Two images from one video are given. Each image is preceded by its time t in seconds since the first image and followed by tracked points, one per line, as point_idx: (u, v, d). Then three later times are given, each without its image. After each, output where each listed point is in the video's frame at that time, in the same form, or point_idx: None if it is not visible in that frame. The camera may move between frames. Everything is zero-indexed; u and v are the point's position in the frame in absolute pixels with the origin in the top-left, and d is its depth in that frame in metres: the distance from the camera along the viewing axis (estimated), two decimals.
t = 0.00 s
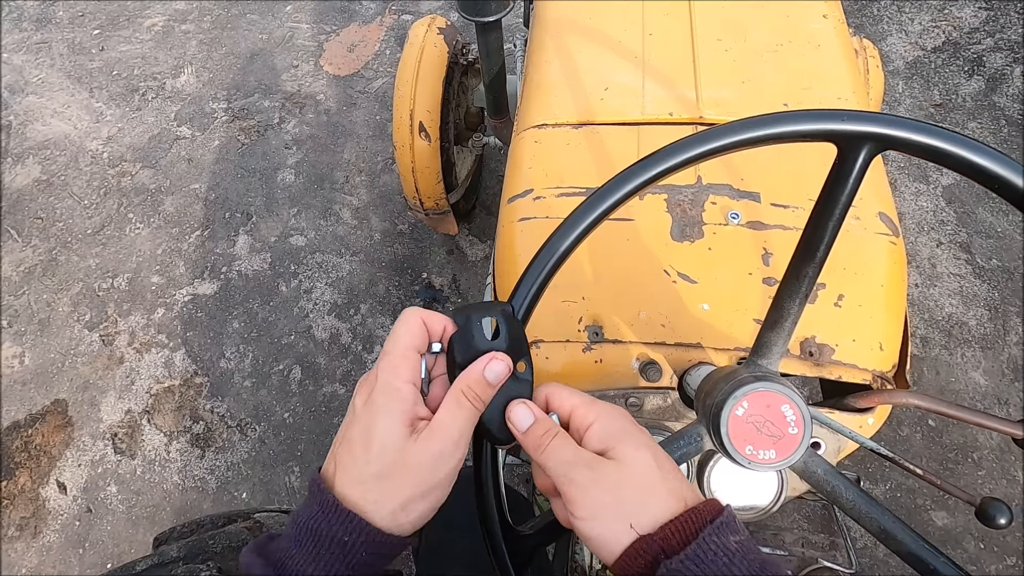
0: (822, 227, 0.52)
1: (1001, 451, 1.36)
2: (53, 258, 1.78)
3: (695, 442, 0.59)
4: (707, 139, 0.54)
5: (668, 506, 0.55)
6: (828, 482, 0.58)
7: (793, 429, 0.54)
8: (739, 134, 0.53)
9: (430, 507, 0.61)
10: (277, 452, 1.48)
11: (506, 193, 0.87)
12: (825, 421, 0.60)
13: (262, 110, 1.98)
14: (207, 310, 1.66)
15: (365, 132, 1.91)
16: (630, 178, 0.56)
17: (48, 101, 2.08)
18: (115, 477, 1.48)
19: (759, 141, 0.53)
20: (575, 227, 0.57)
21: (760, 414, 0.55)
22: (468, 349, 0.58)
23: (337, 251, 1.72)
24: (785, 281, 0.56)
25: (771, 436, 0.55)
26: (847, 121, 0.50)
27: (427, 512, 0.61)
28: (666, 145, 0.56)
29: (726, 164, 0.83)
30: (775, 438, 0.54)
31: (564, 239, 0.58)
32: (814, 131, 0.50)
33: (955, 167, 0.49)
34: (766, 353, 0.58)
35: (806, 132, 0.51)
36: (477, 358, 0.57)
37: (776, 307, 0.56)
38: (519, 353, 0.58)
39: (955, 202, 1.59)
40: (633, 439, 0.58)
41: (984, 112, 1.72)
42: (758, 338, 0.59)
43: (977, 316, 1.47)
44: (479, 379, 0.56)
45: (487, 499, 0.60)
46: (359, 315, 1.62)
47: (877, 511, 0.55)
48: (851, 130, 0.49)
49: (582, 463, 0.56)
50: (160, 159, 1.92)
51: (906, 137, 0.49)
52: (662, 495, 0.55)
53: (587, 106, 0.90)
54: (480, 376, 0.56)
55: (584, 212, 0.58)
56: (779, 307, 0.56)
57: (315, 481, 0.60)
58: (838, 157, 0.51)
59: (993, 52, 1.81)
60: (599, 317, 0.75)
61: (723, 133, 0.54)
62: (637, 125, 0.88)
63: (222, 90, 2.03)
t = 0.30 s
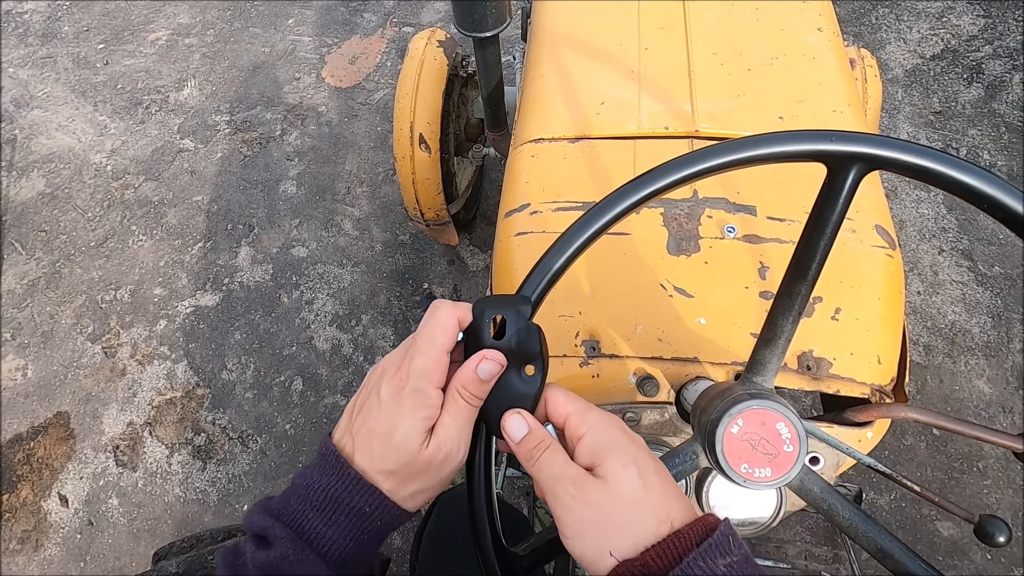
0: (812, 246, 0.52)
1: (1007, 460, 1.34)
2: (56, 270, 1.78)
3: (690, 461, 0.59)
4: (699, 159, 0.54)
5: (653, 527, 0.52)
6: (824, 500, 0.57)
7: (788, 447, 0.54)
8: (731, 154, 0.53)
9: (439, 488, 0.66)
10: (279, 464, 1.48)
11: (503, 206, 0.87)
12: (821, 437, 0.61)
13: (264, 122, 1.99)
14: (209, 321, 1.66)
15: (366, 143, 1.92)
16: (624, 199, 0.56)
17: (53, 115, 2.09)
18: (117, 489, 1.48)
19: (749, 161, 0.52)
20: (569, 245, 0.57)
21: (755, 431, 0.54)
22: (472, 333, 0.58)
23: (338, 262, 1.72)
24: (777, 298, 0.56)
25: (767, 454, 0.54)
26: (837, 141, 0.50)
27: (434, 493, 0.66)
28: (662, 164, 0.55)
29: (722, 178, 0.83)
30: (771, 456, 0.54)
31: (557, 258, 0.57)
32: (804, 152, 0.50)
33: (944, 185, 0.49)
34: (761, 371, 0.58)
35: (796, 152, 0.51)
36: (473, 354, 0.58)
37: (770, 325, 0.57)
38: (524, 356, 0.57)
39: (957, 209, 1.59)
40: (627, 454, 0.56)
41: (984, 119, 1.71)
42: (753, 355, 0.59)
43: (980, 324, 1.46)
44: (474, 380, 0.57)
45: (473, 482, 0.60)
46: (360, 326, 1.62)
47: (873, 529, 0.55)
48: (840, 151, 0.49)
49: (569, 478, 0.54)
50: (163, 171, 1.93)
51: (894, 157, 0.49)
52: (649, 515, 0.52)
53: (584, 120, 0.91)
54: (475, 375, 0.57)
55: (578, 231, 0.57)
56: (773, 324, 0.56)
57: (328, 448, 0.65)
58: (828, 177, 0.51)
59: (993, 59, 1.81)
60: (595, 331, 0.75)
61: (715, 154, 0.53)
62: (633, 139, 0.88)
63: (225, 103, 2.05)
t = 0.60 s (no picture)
0: (818, 261, 0.51)
1: (1014, 468, 1.33)
2: (57, 277, 1.78)
3: (694, 479, 0.58)
4: (700, 176, 0.53)
5: (660, 536, 0.51)
6: (831, 520, 0.56)
7: (794, 466, 0.53)
8: (735, 170, 0.52)
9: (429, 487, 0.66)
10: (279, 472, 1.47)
11: (504, 217, 0.87)
12: (826, 453, 0.60)
13: (265, 128, 1.99)
14: (210, 328, 1.66)
15: (367, 150, 1.91)
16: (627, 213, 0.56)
17: (55, 122, 2.10)
18: (117, 498, 1.47)
19: (752, 178, 0.52)
20: (575, 258, 0.57)
21: (759, 450, 0.53)
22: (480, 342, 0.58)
23: (339, 268, 1.71)
24: (782, 316, 0.55)
25: (772, 474, 0.53)
26: (841, 157, 0.49)
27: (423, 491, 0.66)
28: (663, 182, 0.55)
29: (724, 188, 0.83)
30: (776, 475, 0.53)
31: (563, 269, 0.57)
32: (808, 168, 0.50)
33: (953, 204, 0.48)
34: (765, 388, 0.57)
35: (801, 168, 0.50)
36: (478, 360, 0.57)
37: (774, 342, 0.56)
38: (530, 374, 0.56)
39: (960, 215, 1.58)
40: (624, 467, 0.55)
41: (987, 124, 1.71)
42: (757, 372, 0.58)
43: (984, 330, 1.45)
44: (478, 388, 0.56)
45: (474, 505, 0.60)
46: (361, 333, 1.62)
47: (880, 550, 0.54)
48: (845, 167, 0.48)
49: (571, 491, 0.53)
50: (164, 178, 1.93)
51: (901, 174, 0.48)
52: (654, 525, 0.51)
53: (585, 130, 0.90)
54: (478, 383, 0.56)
55: (584, 243, 0.57)
56: (777, 342, 0.55)
57: (318, 440, 0.65)
58: (833, 194, 0.50)
59: (994, 63, 1.80)
60: (597, 344, 0.75)
61: (717, 170, 0.53)
62: (634, 149, 0.88)
63: (226, 109, 2.05)
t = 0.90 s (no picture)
0: (811, 273, 0.51)
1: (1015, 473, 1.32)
2: (58, 282, 1.78)
3: (690, 490, 0.58)
4: (696, 187, 0.52)
5: (660, 533, 0.52)
6: (828, 532, 0.56)
7: (790, 477, 0.53)
8: (733, 181, 0.51)
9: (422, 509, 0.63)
10: (278, 476, 1.46)
11: (501, 223, 0.86)
12: (823, 463, 0.59)
13: (266, 132, 1.99)
14: (210, 332, 1.66)
15: (367, 154, 1.92)
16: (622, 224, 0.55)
17: (56, 126, 2.10)
18: (115, 503, 1.46)
19: (747, 190, 0.51)
20: (577, 261, 0.56)
21: (756, 461, 0.53)
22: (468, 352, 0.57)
23: (339, 272, 1.71)
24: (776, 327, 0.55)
25: (768, 485, 0.53)
26: (836, 170, 0.48)
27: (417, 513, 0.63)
28: (660, 192, 0.54)
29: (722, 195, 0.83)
30: (773, 487, 0.53)
31: (562, 277, 0.57)
32: (803, 180, 0.49)
33: (949, 216, 0.47)
34: (762, 399, 0.57)
35: (795, 180, 0.49)
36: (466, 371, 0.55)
37: (769, 353, 0.55)
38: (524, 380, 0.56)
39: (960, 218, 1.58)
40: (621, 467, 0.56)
41: (986, 127, 1.70)
42: (753, 383, 0.58)
43: (985, 334, 1.44)
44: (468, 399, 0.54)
45: (466, 515, 0.57)
46: (360, 337, 1.61)
47: (879, 562, 0.53)
48: (839, 178, 0.48)
49: (572, 494, 0.53)
50: (164, 182, 1.93)
51: (897, 186, 0.48)
52: (653, 523, 0.53)
53: (582, 136, 0.90)
54: (468, 393, 0.54)
55: (581, 252, 0.56)
56: (773, 352, 0.55)
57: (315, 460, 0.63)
58: (828, 205, 0.49)
59: (994, 67, 1.80)
60: (594, 352, 0.74)
61: (712, 181, 0.52)
62: (631, 156, 0.87)
63: (227, 113, 2.05)
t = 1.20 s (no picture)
0: (830, 280, 0.51)
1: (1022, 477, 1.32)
2: (61, 285, 1.78)
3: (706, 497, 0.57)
4: (711, 194, 0.51)
5: (683, 528, 0.50)
6: (845, 540, 0.56)
7: (807, 484, 0.53)
8: (752, 187, 0.50)
9: (446, 523, 0.61)
10: (282, 480, 1.46)
11: (509, 228, 0.86)
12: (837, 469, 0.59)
13: (269, 135, 1.99)
14: (213, 335, 1.66)
15: (370, 157, 1.92)
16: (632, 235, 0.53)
17: (60, 129, 2.10)
18: (119, 506, 1.46)
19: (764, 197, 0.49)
20: (597, 265, 0.54)
21: (772, 468, 0.53)
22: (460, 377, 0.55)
23: (342, 275, 1.71)
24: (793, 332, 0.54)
25: (784, 492, 0.53)
26: (855, 175, 0.47)
27: (438, 530, 0.61)
28: (675, 199, 0.52)
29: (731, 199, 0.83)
30: (789, 494, 0.53)
31: (582, 279, 0.54)
32: (821, 186, 0.48)
33: (970, 222, 0.47)
34: (776, 405, 0.57)
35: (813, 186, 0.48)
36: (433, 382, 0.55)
37: (785, 359, 0.56)
38: (517, 394, 0.53)
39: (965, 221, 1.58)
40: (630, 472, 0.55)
41: (990, 131, 1.70)
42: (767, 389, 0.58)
43: (990, 337, 1.44)
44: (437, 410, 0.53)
45: (483, 512, 0.54)
46: (364, 340, 1.61)
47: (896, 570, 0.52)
48: (857, 184, 0.47)
49: (586, 504, 0.51)
50: (168, 185, 1.93)
51: (918, 194, 0.47)
52: (675, 518, 0.51)
53: (590, 140, 0.90)
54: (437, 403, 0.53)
55: (598, 260, 0.54)
56: (789, 359, 0.55)
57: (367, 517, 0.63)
58: (845, 211, 0.49)
59: (997, 69, 1.80)
60: (604, 356, 0.74)
61: (727, 189, 0.51)
62: (639, 160, 0.87)
63: (230, 117, 2.05)
